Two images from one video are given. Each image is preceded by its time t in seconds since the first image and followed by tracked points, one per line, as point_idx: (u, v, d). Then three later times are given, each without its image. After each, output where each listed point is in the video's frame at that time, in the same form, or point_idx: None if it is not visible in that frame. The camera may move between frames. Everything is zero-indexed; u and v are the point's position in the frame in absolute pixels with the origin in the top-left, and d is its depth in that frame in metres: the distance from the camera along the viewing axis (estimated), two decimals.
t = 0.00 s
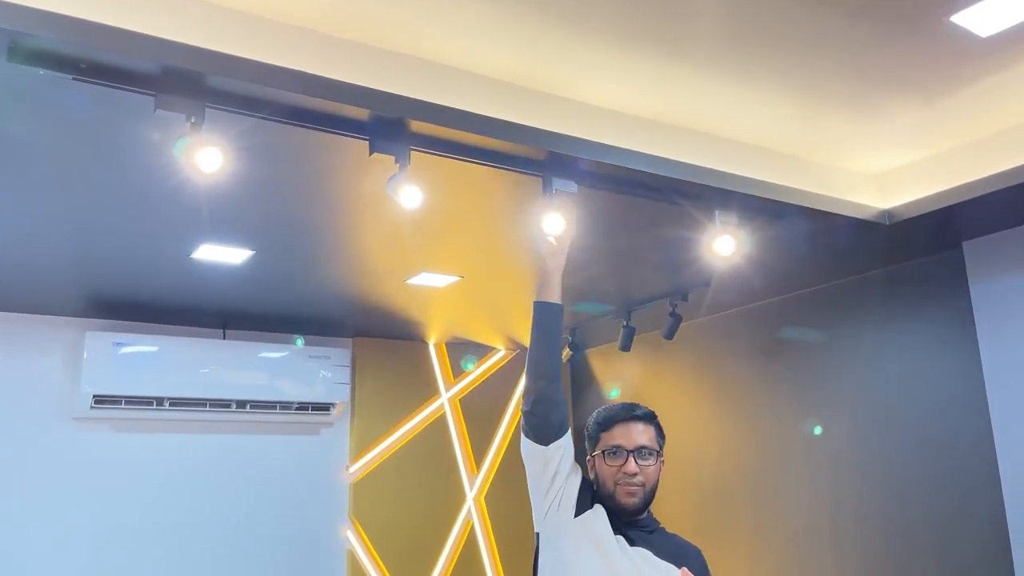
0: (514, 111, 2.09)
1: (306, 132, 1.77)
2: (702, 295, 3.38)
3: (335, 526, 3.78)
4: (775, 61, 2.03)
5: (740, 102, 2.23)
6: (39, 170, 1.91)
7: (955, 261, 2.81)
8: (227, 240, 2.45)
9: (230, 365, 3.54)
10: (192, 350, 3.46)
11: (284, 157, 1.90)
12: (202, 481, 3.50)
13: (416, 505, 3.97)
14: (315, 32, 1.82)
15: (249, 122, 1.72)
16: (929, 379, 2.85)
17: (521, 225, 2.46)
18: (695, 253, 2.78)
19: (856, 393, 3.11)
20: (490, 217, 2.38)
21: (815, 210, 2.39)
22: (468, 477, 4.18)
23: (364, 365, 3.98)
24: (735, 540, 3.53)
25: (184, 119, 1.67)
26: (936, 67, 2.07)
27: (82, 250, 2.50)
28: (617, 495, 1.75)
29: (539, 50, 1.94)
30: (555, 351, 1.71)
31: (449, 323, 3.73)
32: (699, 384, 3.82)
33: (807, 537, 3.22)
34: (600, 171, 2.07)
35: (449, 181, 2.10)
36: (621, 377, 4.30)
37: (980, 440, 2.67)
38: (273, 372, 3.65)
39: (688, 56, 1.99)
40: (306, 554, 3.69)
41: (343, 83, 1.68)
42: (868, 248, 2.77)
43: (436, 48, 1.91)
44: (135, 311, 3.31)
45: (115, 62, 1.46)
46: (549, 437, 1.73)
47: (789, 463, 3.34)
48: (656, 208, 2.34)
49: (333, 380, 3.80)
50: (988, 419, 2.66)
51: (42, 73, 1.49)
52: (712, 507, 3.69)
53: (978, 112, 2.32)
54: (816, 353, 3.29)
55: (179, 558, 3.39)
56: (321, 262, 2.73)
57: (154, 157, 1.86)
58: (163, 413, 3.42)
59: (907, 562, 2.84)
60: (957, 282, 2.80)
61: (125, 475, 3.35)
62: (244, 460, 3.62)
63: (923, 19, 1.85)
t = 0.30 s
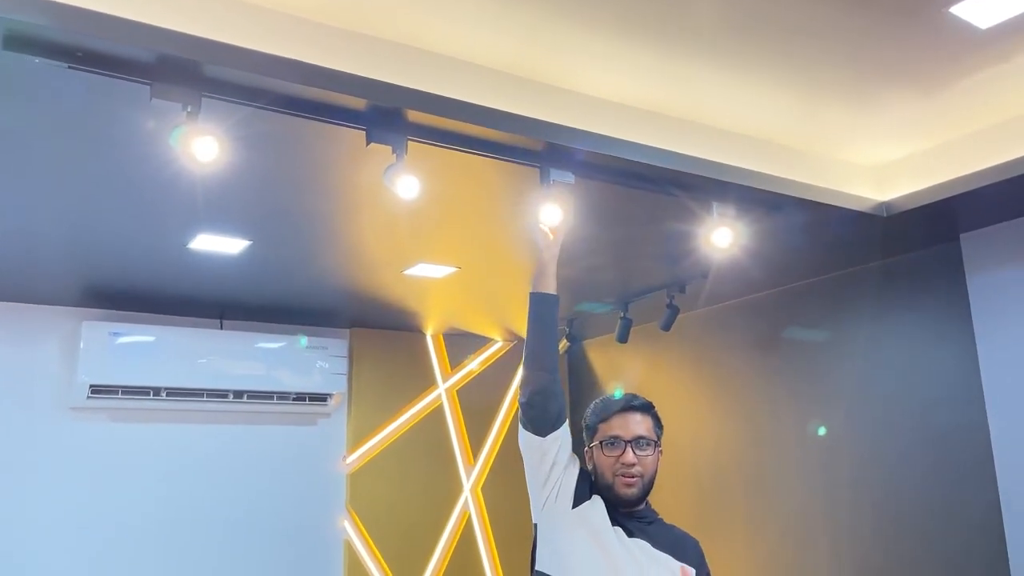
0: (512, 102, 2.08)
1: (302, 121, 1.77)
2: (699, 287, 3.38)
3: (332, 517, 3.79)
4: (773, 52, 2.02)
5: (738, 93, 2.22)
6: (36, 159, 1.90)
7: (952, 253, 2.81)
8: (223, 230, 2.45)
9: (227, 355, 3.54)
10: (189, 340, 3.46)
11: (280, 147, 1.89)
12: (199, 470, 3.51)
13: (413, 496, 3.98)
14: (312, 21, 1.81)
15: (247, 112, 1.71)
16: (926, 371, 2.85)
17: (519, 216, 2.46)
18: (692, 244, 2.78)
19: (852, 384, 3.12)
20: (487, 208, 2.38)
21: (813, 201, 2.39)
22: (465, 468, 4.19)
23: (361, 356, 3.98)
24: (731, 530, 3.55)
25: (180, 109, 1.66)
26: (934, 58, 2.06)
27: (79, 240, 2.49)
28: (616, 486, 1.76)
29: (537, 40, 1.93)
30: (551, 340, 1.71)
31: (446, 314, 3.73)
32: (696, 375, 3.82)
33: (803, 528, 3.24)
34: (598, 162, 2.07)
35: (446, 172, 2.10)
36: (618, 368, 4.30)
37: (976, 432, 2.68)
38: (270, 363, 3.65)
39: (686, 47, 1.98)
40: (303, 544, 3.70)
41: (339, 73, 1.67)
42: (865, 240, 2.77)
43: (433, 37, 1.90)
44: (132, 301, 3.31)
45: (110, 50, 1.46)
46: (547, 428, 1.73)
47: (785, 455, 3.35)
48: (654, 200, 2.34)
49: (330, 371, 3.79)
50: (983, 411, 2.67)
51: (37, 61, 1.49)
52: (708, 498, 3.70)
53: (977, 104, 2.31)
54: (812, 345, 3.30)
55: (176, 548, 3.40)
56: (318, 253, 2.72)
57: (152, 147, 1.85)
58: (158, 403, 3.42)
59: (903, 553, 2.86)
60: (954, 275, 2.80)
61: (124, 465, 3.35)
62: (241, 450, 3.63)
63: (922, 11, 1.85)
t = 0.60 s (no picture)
0: (511, 84, 2.07)
1: (300, 103, 1.76)
2: (697, 271, 3.38)
3: (330, 499, 3.80)
4: (774, 35, 2.01)
5: (738, 76, 2.21)
6: (34, 140, 1.89)
7: (951, 239, 2.81)
8: (220, 212, 2.44)
9: (225, 338, 3.54)
10: (187, 322, 3.46)
11: (278, 129, 1.88)
12: (197, 452, 3.52)
13: (411, 478, 3.99)
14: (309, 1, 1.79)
15: (244, 93, 1.70)
16: (923, 356, 2.86)
17: (517, 200, 2.45)
18: (690, 229, 2.77)
19: (849, 369, 3.12)
20: (486, 191, 2.37)
21: (812, 186, 2.38)
22: (463, 451, 4.21)
23: (359, 340, 3.98)
24: (727, 514, 3.57)
25: (177, 89, 1.65)
26: (935, 42, 2.05)
27: (76, 221, 2.49)
28: (613, 470, 1.76)
29: (536, 22, 1.92)
30: (547, 322, 1.70)
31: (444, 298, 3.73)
32: (693, 360, 3.83)
33: (798, 512, 3.25)
34: (597, 146, 2.06)
35: (445, 155, 2.09)
36: (615, 352, 4.31)
37: (972, 417, 2.69)
38: (268, 346, 3.65)
39: (686, 30, 1.97)
40: (301, 526, 3.71)
41: (337, 54, 1.66)
42: (863, 225, 2.77)
43: (432, 18, 1.89)
44: (129, 283, 3.30)
45: (106, 29, 1.45)
46: (546, 410, 1.73)
47: (781, 439, 3.36)
48: (652, 184, 2.33)
49: (328, 354, 3.80)
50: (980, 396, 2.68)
51: (32, 40, 1.48)
52: (704, 481, 3.72)
53: (977, 89, 2.30)
54: (809, 331, 3.30)
55: (174, 529, 3.41)
56: (316, 236, 2.72)
57: (149, 128, 1.84)
58: (157, 385, 3.43)
59: (897, 537, 2.87)
60: (953, 260, 2.80)
61: (122, 448, 3.36)
62: (239, 432, 3.64)
63: None
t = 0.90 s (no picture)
0: (509, 59, 2.05)
1: (296, 76, 1.74)
2: (695, 249, 3.38)
3: (328, 475, 3.82)
4: (774, 11, 1.99)
5: (738, 53, 2.20)
6: (29, 111, 1.88)
7: (949, 218, 2.80)
8: (216, 187, 2.43)
9: (222, 314, 3.54)
10: (184, 298, 3.46)
11: (274, 102, 1.87)
12: (195, 427, 3.53)
13: (408, 455, 4.01)
14: None
15: (240, 65, 1.69)
16: (919, 335, 2.87)
17: (515, 176, 2.44)
18: (688, 206, 2.77)
19: (845, 348, 3.13)
20: (484, 167, 2.36)
21: (811, 164, 2.38)
22: (459, 428, 4.23)
23: (357, 316, 3.98)
24: (723, 490, 3.59)
25: (172, 61, 1.64)
26: (937, 19, 2.04)
27: (72, 194, 2.48)
28: (609, 446, 1.78)
29: None
30: (548, 298, 1.72)
31: (441, 275, 3.72)
32: (690, 338, 3.84)
33: (792, 489, 3.28)
34: (595, 122, 2.05)
35: (442, 129, 2.08)
36: (612, 330, 4.32)
37: (967, 396, 2.70)
38: (265, 322, 3.65)
39: (686, 4, 1.95)
40: (299, 500, 3.74)
41: (334, 26, 1.65)
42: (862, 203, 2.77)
43: None
44: (126, 258, 3.30)
45: None
46: (542, 384, 1.71)
47: (777, 416, 3.38)
48: (651, 160, 2.32)
49: (326, 330, 3.80)
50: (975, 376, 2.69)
51: (25, 10, 1.46)
52: (700, 458, 3.74)
53: (979, 67, 2.29)
54: (806, 309, 3.31)
55: (173, 503, 3.43)
56: (313, 211, 2.71)
57: (144, 99, 1.83)
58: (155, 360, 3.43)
59: (891, 513, 2.90)
60: (950, 239, 2.80)
61: (120, 422, 3.38)
62: (236, 407, 3.65)
63: None
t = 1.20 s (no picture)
0: (507, 30, 2.03)
1: (291, 44, 1.73)
2: (692, 225, 3.38)
3: (325, 449, 3.84)
4: None
5: (738, 26, 2.18)
6: (23, 80, 1.87)
7: (948, 195, 2.80)
8: (212, 158, 2.42)
9: (219, 288, 3.53)
10: (181, 271, 3.45)
11: (270, 71, 1.85)
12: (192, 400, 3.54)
13: (406, 429, 4.03)
14: None
15: (235, 33, 1.67)
16: (916, 312, 2.87)
17: (514, 149, 2.43)
18: (686, 181, 2.76)
19: (842, 324, 3.13)
20: (481, 140, 2.35)
21: (810, 139, 2.36)
22: (456, 403, 4.24)
23: (355, 291, 3.98)
24: (718, 466, 3.61)
25: (166, 28, 1.63)
26: None
27: (67, 165, 2.46)
28: (611, 421, 1.77)
29: None
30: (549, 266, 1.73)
31: (439, 250, 3.72)
32: (687, 315, 3.84)
33: (787, 464, 3.29)
34: (594, 94, 2.04)
35: (440, 101, 2.06)
36: (610, 306, 4.32)
37: (963, 372, 2.71)
38: (262, 296, 3.64)
39: None
40: (297, 473, 3.75)
41: None
42: (861, 178, 2.76)
43: None
44: (122, 230, 3.29)
45: None
46: (541, 351, 1.73)
47: (773, 393, 3.39)
48: (650, 134, 2.31)
49: (324, 305, 3.80)
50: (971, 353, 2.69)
51: None
52: (695, 434, 3.76)
53: (981, 41, 2.28)
54: (803, 286, 3.31)
55: (170, 474, 3.45)
56: (309, 184, 2.70)
57: (137, 69, 1.82)
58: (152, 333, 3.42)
59: (885, 488, 2.92)
60: (949, 216, 2.79)
61: (118, 395, 3.38)
62: (233, 380, 3.65)
63: None
